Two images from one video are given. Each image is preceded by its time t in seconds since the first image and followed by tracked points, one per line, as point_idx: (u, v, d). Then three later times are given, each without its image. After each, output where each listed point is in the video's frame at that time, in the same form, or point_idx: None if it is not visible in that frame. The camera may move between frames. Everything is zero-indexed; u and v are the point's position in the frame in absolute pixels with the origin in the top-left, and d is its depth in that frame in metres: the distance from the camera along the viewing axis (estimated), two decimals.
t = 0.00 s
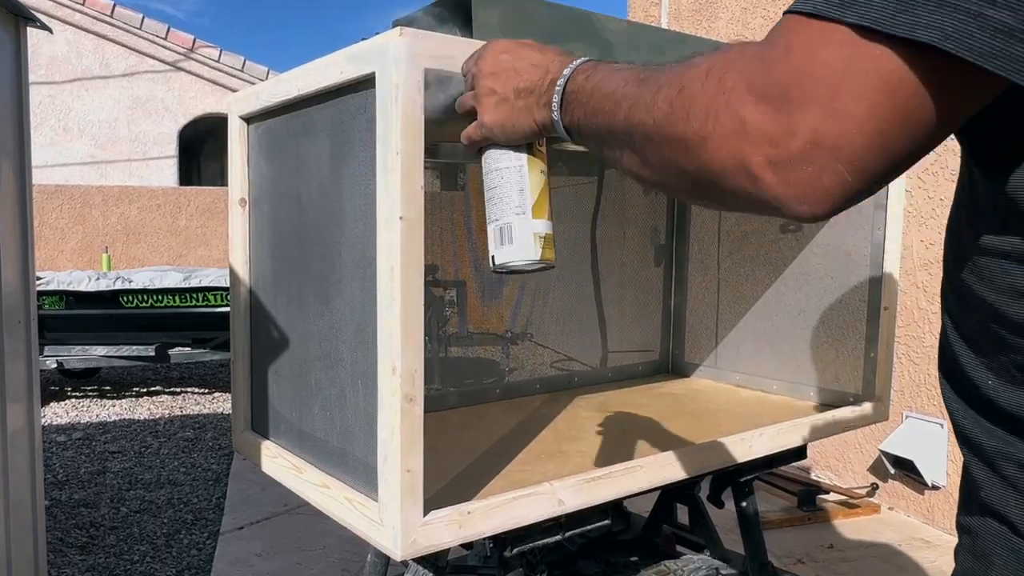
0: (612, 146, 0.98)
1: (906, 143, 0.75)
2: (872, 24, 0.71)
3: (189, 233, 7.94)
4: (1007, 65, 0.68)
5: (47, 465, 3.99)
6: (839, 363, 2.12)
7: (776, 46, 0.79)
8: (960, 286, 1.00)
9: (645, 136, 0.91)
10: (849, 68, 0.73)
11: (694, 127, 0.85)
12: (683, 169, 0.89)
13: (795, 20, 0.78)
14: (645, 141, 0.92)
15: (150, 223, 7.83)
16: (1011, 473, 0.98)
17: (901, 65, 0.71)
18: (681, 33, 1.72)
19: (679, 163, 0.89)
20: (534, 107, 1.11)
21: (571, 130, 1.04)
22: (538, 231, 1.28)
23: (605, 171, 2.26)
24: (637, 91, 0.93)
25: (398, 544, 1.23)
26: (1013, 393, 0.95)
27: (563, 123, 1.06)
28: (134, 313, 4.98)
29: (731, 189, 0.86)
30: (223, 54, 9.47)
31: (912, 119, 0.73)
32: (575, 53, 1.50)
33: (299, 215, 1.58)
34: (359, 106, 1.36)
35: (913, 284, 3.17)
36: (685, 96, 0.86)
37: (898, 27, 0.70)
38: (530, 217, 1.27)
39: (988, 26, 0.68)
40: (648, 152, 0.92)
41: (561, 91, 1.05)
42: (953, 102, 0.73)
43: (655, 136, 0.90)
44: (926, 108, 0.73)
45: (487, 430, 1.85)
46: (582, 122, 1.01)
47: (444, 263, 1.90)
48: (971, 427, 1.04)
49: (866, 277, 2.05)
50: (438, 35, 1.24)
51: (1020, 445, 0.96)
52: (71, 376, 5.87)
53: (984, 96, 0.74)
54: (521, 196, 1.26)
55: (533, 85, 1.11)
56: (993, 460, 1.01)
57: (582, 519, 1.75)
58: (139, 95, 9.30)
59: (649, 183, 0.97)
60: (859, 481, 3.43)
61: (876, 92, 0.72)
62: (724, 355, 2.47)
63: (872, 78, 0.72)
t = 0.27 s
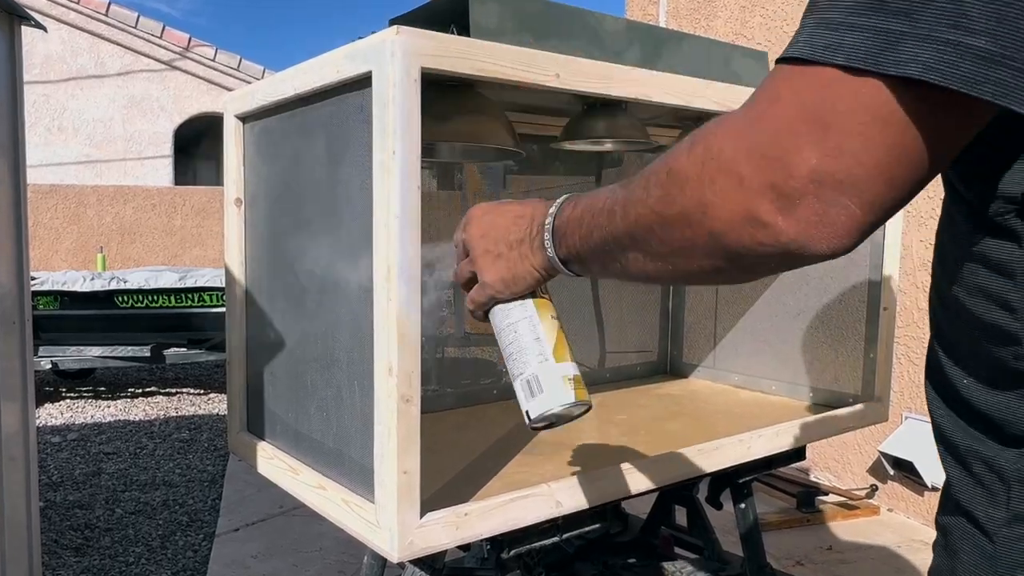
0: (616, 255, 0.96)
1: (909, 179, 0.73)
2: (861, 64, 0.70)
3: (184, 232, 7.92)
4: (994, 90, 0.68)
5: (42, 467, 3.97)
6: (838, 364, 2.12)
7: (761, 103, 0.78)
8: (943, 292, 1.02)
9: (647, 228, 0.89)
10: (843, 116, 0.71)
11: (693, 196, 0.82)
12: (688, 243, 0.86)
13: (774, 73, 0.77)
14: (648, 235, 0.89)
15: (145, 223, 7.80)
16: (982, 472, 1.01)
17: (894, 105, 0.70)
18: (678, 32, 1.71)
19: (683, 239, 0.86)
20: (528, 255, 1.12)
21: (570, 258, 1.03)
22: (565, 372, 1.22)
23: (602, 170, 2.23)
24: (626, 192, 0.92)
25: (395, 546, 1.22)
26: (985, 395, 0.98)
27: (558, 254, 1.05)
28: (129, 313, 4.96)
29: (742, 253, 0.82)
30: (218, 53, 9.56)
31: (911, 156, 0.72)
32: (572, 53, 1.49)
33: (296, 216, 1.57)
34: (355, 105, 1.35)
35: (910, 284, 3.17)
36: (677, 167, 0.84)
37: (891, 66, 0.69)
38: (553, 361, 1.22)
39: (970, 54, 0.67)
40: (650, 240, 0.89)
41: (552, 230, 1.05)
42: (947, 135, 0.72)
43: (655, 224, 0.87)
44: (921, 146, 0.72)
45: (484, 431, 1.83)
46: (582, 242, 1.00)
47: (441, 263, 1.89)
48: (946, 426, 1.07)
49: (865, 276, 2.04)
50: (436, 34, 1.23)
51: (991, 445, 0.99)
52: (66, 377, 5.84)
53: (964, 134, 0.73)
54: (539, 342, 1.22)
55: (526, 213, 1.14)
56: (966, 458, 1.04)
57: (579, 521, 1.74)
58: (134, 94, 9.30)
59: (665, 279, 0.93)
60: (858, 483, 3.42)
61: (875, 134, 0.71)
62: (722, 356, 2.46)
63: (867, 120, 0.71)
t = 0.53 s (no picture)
0: (630, 212, 0.98)
1: (928, 204, 0.76)
2: (866, 80, 0.73)
3: (180, 233, 7.90)
4: (996, 95, 0.70)
5: (37, 468, 3.95)
6: (836, 364, 2.11)
7: (780, 116, 0.80)
8: (922, 300, 1.06)
9: (663, 205, 0.92)
10: (860, 139, 0.74)
11: (711, 200, 0.85)
12: (705, 238, 0.89)
13: (791, 89, 0.79)
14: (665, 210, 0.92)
15: (140, 223, 7.78)
16: (956, 470, 1.05)
17: (912, 134, 0.72)
18: (675, 30, 1.70)
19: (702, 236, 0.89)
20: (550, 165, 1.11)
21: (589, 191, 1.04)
22: (554, 288, 1.32)
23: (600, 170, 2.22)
24: (649, 155, 0.93)
25: (391, 547, 1.21)
26: (957, 396, 1.03)
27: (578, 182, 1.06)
28: (125, 314, 4.94)
29: (758, 259, 0.86)
30: (214, 52, 9.57)
31: (929, 179, 0.74)
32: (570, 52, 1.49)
33: (292, 216, 1.56)
34: (352, 104, 1.34)
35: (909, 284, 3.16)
36: (698, 163, 0.87)
37: (892, 77, 0.72)
38: (546, 277, 1.31)
39: (973, 60, 0.70)
40: (670, 226, 0.93)
41: (576, 153, 1.05)
42: (965, 151, 0.74)
43: (672, 203, 0.90)
44: (939, 168, 0.74)
45: (482, 432, 1.82)
46: (599, 186, 1.01)
47: (438, 263, 1.88)
48: (926, 427, 1.11)
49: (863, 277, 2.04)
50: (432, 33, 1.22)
51: (964, 445, 1.03)
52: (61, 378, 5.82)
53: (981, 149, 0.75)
54: (538, 255, 1.30)
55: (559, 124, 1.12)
56: (944, 458, 1.08)
57: (577, 522, 1.73)
58: (129, 94, 9.28)
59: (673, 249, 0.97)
60: (857, 484, 3.41)
61: (892, 158, 0.73)
62: (721, 357, 2.45)
63: (885, 145, 0.73)
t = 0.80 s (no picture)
0: (604, 246, 0.96)
1: (881, 188, 0.73)
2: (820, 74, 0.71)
3: (174, 232, 7.86)
4: (937, 98, 0.68)
5: (30, 470, 3.92)
6: (835, 365, 2.10)
7: (733, 110, 0.78)
8: (912, 302, 1.05)
9: (630, 224, 0.89)
10: (806, 123, 0.71)
11: (671, 202, 0.82)
12: (665, 242, 0.85)
13: (745, 86, 0.78)
14: (633, 232, 0.89)
15: (135, 223, 7.75)
16: (943, 472, 1.05)
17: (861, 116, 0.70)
18: (672, 29, 1.68)
19: (663, 243, 0.86)
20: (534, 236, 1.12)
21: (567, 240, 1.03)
22: (547, 355, 1.29)
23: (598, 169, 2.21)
24: (618, 187, 0.92)
25: (387, 550, 1.20)
26: (943, 397, 1.02)
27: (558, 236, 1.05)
28: (119, 315, 4.91)
29: (717, 259, 0.82)
30: (209, 51, 9.56)
31: (882, 161, 0.72)
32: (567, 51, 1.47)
33: (287, 215, 1.54)
34: (347, 103, 1.32)
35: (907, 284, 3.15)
36: (659, 172, 0.84)
37: (844, 74, 0.70)
38: (537, 343, 1.28)
39: (917, 63, 0.68)
40: (635, 239, 0.89)
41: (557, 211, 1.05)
42: (919, 139, 0.72)
43: (637, 221, 0.88)
44: (890, 152, 0.71)
45: (478, 434, 1.81)
46: (579, 231, 1.00)
47: (434, 263, 1.87)
48: (915, 429, 1.10)
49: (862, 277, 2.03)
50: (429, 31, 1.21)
51: (951, 446, 1.03)
52: (55, 379, 5.79)
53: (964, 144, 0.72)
54: (529, 321, 1.28)
55: (540, 192, 1.12)
56: (931, 460, 1.07)
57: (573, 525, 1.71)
58: (124, 92, 9.26)
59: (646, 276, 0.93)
60: (857, 486, 3.40)
61: (843, 141, 0.71)
62: (718, 357, 2.44)
63: (835, 129, 0.71)
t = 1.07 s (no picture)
0: (648, 264, 0.93)
1: (948, 211, 0.70)
2: (854, 91, 0.69)
3: (170, 233, 7.84)
4: (984, 105, 0.66)
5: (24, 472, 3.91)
6: (834, 367, 2.09)
7: (780, 140, 0.75)
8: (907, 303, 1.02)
9: (679, 246, 0.86)
10: (866, 154, 0.69)
11: (722, 233, 0.80)
12: (718, 270, 0.83)
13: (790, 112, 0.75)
14: (682, 251, 0.86)
15: (130, 223, 7.72)
16: (936, 471, 1.03)
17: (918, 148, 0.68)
18: (671, 29, 1.68)
19: (716, 272, 0.84)
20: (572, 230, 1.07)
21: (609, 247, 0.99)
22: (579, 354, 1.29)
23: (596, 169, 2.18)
24: (667, 199, 0.89)
25: (383, 552, 1.18)
26: (935, 396, 1.01)
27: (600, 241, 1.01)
28: (114, 315, 4.88)
29: (775, 288, 0.80)
30: (205, 50, 9.58)
31: (948, 185, 0.69)
32: (564, 50, 1.46)
33: (283, 216, 1.53)
34: (344, 103, 1.31)
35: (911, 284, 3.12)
36: (705, 200, 0.82)
37: (878, 85, 0.67)
38: (569, 342, 1.29)
39: (962, 68, 0.65)
40: (683, 261, 0.87)
41: (599, 215, 1.01)
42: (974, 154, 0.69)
43: (688, 242, 0.85)
44: (955, 177, 0.69)
45: (476, 435, 1.80)
46: (620, 239, 0.96)
47: (431, 264, 1.86)
48: (909, 428, 1.09)
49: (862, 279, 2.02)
50: (426, 31, 1.20)
51: (944, 446, 1.01)
52: (49, 380, 5.76)
53: (984, 148, 0.69)
54: (561, 320, 1.28)
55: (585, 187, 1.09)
56: (924, 459, 1.06)
57: (571, 527, 1.70)
58: (119, 92, 9.25)
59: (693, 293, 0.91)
60: (856, 487, 3.39)
61: (906, 174, 0.68)
62: (717, 358, 2.43)
63: (896, 158, 0.68)
